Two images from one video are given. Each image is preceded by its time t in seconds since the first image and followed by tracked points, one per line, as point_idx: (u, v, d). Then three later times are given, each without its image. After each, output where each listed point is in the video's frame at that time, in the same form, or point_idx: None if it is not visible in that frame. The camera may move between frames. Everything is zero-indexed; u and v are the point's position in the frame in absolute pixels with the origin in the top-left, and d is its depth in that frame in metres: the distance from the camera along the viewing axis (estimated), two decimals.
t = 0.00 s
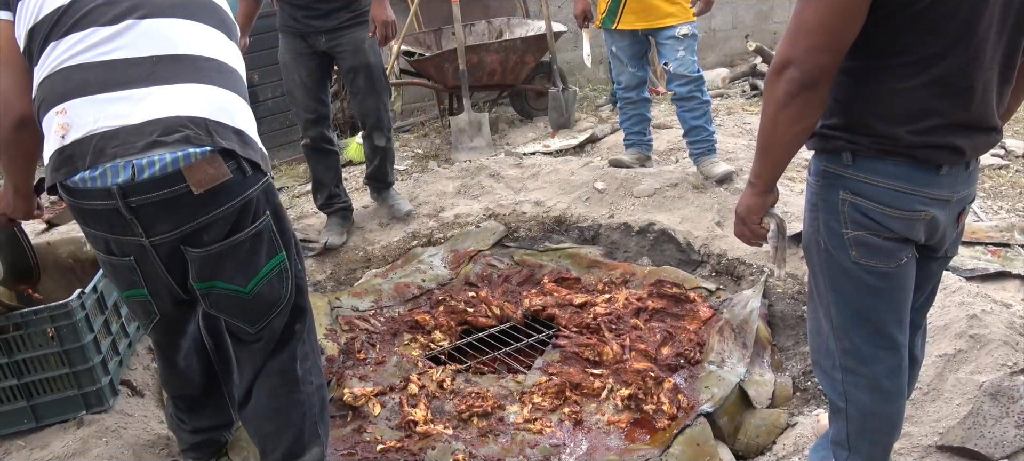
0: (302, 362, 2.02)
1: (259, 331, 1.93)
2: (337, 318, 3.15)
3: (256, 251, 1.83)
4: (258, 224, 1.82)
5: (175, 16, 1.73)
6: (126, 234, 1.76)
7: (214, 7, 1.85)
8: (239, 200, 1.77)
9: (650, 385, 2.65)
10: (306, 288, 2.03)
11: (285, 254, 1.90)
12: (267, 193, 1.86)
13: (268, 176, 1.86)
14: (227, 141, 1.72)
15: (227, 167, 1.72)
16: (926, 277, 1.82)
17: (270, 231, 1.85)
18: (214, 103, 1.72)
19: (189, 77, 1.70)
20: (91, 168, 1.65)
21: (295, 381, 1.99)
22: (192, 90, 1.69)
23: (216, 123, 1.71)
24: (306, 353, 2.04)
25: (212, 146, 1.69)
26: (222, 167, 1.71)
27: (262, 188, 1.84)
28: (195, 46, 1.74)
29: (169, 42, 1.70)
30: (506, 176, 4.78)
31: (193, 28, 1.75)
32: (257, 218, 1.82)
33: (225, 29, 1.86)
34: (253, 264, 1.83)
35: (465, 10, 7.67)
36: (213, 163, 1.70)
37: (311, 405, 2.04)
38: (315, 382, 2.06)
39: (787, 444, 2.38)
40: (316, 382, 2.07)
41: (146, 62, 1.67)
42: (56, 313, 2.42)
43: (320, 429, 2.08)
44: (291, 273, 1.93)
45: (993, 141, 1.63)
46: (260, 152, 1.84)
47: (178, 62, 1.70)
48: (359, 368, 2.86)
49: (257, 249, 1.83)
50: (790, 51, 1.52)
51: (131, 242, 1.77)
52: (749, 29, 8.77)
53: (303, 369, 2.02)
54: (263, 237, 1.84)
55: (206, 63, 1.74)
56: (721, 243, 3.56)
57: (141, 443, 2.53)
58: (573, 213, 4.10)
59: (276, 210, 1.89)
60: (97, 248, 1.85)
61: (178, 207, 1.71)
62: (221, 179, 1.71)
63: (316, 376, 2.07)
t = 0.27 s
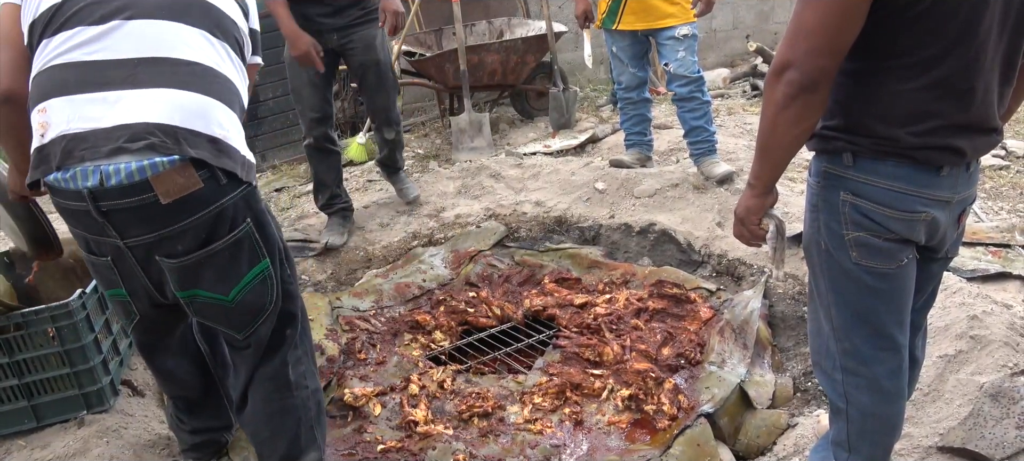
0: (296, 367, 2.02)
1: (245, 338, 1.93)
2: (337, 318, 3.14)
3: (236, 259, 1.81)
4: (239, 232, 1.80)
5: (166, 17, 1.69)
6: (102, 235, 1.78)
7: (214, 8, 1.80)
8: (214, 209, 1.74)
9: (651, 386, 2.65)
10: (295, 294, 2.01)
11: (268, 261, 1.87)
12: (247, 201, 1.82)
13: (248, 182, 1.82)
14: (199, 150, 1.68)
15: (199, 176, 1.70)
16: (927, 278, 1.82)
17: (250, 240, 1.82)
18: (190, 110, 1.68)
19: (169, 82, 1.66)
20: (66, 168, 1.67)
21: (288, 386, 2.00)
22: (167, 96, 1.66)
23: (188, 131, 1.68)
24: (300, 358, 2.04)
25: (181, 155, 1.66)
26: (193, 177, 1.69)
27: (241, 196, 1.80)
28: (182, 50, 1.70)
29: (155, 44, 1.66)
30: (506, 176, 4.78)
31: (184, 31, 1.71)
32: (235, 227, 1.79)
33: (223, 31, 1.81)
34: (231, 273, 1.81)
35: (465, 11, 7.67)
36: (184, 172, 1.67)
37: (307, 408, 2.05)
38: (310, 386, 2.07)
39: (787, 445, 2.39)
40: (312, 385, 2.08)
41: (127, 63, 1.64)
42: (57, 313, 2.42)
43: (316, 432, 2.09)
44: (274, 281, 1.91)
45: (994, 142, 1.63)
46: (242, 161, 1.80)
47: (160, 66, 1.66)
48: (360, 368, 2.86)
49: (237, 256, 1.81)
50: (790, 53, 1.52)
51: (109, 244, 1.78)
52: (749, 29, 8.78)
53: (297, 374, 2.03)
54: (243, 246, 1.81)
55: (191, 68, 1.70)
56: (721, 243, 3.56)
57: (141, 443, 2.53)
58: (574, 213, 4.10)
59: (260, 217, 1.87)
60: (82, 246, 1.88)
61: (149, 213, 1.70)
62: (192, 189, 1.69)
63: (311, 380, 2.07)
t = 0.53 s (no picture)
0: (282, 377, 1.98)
1: (221, 353, 1.87)
2: (337, 319, 3.13)
3: (194, 276, 1.72)
4: (197, 249, 1.70)
5: (140, 23, 1.61)
6: (67, 238, 1.74)
7: (202, 18, 1.69)
8: (166, 226, 1.65)
9: (651, 386, 2.65)
10: (277, 310, 1.92)
11: (229, 280, 1.76)
12: (209, 219, 1.70)
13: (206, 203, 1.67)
14: (140, 166, 1.57)
15: (146, 194, 1.61)
16: (927, 279, 1.82)
17: (213, 259, 1.72)
18: (139, 122, 1.57)
19: (127, 89, 1.57)
20: (26, 169, 1.64)
21: (276, 395, 1.97)
22: (116, 104, 1.56)
23: (133, 144, 1.56)
24: (287, 367, 1.99)
25: (121, 170, 1.56)
26: (140, 194, 1.60)
27: (201, 215, 1.68)
28: (150, 59, 1.60)
29: (122, 49, 1.59)
30: (507, 177, 4.78)
31: (157, 39, 1.61)
32: (196, 244, 1.69)
33: (208, 43, 1.69)
34: (192, 290, 1.73)
35: (466, 11, 7.67)
36: (131, 189, 1.59)
37: (297, 417, 2.02)
38: (300, 393, 2.03)
39: (787, 446, 2.39)
40: (304, 391, 2.04)
41: (89, 68, 1.59)
42: (57, 314, 2.42)
43: (308, 440, 2.07)
44: (243, 300, 1.81)
45: (994, 143, 1.63)
46: (200, 182, 1.64)
47: (120, 72, 1.58)
48: (360, 369, 2.86)
49: (195, 273, 1.72)
50: (790, 56, 1.53)
51: (74, 247, 1.75)
52: (750, 29, 8.78)
53: (284, 385, 1.98)
54: (206, 264, 1.72)
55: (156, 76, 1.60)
56: (721, 244, 3.56)
57: (142, 444, 2.53)
58: (574, 214, 4.10)
59: (225, 234, 1.74)
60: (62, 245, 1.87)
61: (102, 226, 1.64)
62: (139, 207, 1.61)
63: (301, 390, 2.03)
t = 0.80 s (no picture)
0: (266, 392, 1.76)
1: (192, 371, 1.68)
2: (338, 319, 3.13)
3: (147, 292, 1.56)
4: (149, 267, 1.53)
5: (124, 26, 1.50)
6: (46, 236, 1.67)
7: (193, 29, 1.53)
8: (111, 243, 1.50)
9: (651, 387, 2.65)
10: (248, 328, 1.67)
11: (185, 299, 1.58)
12: (162, 236, 1.52)
13: (145, 223, 1.48)
14: (75, 173, 1.43)
15: (93, 208, 1.48)
16: (928, 279, 1.82)
17: (167, 277, 1.55)
18: (82, 127, 1.44)
19: (88, 90, 1.46)
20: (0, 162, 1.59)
21: (260, 411, 1.76)
22: (68, 105, 1.45)
23: (76, 151, 1.43)
24: (270, 381, 1.77)
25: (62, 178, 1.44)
26: (85, 207, 1.47)
27: (148, 233, 1.50)
28: (118, 63, 1.47)
29: (97, 50, 1.49)
30: (507, 177, 4.78)
31: (132, 44, 1.48)
32: (147, 260, 1.52)
33: (190, 57, 1.52)
34: (148, 306, 1.56)
35: (466, 11, 7.68)
36: (76, 201, 1.46)
37: (287, 430, 1.82)
38: (288, 406, 1.81)
39: (787, 446, 2.39)
40: (292, 403, 1.83)
41: (65, 65, 1.51)
42: (57, 314, 2.42)
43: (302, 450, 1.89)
44: (209, 319, 1.61)
45: (994, 143, 1.63)
46: (143, 202, 1.47)
47: (86, 73, 1.48)
48: (360, 369, 2.86)
49: (147, 290, 1.55)
50: (790, 57, 1.53)
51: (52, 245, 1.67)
52: (750, 30, 8.79)
53: (267, 399, 1.76)
54: (160, 281, 1.55)
55: (120, 81, 1.47)
56: (721, 244, 3.56)
57: (142, 444, 2.53)
58: (574, 214, 4.11)
59: (181, 253, 1.55)
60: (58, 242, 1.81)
61: (56, 236, 1.53)
62: (84, 221, 1.48)
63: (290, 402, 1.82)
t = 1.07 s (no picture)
0: (285, 404, 1.75)
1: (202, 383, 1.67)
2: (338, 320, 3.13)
3: (154, 309, 1.55)
4: (152, 283, 1.52)
5: (150, 42, 1.52)
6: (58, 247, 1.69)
7: (214, 51, 1.51)
8: (108, 262, 1.50)
9: (651, 386, 2.65)
10: (260, 338, 1.65)
11: (193, 315, 1.57)
12: (161, 254, 1.49)
13: (132, 242, 1.47)
14: (66, 182, 1.43)
15: (87, 227, 1.48)
16: (928, 278, 1.82)
17: (170, 293, 1.54)
18: (83, 138, 1.44)
19: (97, 102, 1.48)
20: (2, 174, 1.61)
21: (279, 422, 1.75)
22: (77, 114, 1.47)
23: (69, 161, 1.43)
24: (290, 394, 1.75)
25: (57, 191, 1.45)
26: (78, 226, 1.48)
27: (141, 252, 1.48)
28: (133, 79, 1.48)
29: (120, 62, 1.51)
30: (507, 177, 4.78)
31: (152, 60, 1.49)
32: (149, 279, 1.51)
33: (207, 80, 1.50)
34: (155, 323, 1.57)
35: (466, 12, 7.68)
36: (70, 220, 1.47)
37: (306, 438, 1.81)
38: (306, 417, 1.80)
39: (788, 446, 2.39)
40: (311, 414, 1.81)
41: (89, 74, 1.54)
42: (57, 315, 2.42)
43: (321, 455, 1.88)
44: (218, 332, 1.60)
45: (994, 142, 1.63)
46: (133, 219, 1.45)
47: (103, 84, 1.50)
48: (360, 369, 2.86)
49: (153, 306, 1.55)
50: (790, 55, 1.52)
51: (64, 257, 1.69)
52: (750, 29, 8.79)
53: (285, 412, 1.75)
54: (164, 298, 1.54)
55: (129, 95, 1.47)
56: (721, 244, 3.56)
57: (142, 445, 2.52)
58: (574, 214, 4.11)
59: (184, 269, 1.52)
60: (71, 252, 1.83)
61: (54, 255, 1.55)
62: (78, 240, 1.49)
63: (308, 411, 1.80)
